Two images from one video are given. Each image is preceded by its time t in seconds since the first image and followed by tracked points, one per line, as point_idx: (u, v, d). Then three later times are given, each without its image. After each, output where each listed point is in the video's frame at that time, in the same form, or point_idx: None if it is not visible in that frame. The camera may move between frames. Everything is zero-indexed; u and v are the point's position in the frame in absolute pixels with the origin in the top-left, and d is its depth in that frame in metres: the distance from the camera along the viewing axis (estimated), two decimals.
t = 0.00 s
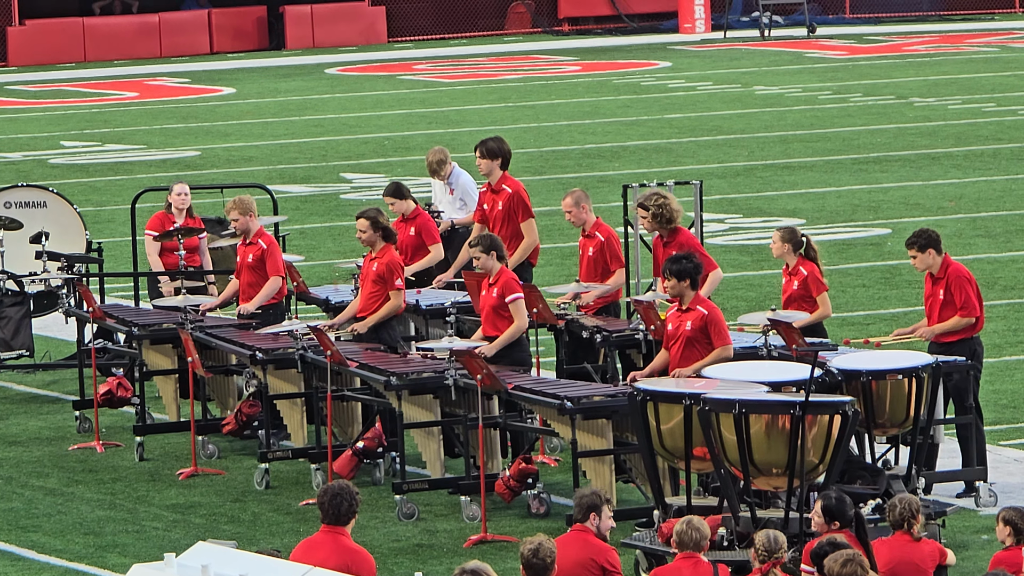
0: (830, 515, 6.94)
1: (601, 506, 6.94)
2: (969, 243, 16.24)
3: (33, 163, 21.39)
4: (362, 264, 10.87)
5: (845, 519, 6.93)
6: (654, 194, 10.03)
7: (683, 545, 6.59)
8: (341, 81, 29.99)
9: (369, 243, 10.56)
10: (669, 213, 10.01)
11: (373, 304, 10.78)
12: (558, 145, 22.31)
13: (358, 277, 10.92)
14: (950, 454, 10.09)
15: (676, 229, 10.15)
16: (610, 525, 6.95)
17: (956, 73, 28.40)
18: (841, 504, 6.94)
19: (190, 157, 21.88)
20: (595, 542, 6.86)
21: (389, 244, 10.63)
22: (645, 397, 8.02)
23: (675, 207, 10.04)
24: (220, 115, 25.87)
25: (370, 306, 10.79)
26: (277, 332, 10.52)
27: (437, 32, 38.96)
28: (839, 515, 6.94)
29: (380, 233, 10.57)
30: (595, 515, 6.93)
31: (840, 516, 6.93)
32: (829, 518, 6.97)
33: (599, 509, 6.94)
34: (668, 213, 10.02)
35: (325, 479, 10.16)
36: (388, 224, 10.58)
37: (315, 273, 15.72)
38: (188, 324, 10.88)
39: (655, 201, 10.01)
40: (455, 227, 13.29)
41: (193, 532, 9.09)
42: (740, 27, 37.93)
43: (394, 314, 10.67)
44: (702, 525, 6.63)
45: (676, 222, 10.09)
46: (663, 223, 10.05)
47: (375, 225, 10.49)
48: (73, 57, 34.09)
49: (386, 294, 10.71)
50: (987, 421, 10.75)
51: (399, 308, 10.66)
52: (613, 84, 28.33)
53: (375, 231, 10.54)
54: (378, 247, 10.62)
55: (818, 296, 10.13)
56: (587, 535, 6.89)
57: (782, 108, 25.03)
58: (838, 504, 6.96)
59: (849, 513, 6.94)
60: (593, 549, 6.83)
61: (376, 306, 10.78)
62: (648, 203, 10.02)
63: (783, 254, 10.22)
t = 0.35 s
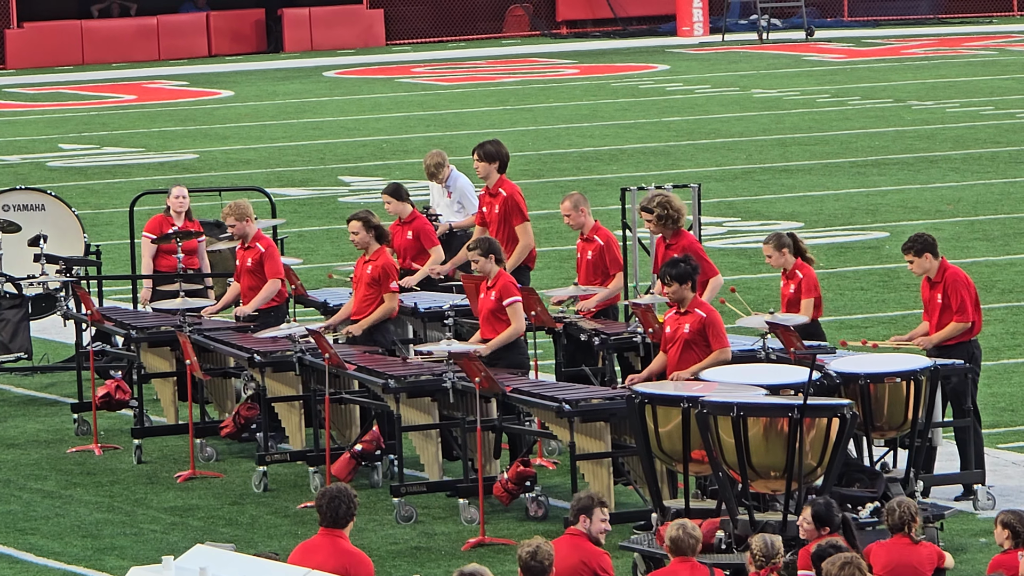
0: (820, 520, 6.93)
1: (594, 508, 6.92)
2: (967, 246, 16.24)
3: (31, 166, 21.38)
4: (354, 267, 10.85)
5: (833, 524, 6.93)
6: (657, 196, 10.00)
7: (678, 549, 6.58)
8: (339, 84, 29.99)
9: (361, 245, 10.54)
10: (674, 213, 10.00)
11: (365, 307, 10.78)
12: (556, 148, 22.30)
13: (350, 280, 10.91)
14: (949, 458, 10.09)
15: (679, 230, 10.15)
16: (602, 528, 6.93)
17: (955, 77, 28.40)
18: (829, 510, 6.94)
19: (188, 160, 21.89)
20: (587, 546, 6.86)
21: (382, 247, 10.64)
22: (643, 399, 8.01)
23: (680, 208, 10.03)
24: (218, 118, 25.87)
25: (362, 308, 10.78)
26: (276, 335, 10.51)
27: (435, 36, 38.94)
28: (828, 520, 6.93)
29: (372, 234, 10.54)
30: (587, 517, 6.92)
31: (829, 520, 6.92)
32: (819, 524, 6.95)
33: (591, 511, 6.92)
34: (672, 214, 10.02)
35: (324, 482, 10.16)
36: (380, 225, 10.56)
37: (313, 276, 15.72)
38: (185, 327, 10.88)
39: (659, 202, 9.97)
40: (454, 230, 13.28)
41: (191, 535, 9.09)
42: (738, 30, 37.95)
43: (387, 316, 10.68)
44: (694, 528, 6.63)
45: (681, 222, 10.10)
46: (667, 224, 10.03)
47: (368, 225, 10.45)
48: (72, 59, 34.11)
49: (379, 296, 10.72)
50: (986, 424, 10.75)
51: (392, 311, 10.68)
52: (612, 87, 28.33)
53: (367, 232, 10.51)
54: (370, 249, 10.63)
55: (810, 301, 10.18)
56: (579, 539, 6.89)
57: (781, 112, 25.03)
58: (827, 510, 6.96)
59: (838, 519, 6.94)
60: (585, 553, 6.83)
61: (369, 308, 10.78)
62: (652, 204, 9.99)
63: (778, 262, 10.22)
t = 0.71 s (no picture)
0: (811, 523, 6.96)
1: (594, 513, 6.92)
2: (965, 248, 16.25)
3: (28, 168, 21.37)
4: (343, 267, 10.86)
5: (825, 527, 6.96)
6: (656, 199, 10.03)
7: (669, 553, 6.58)
8: (337, 86, 29.99)
9: (350, 246, 10.58)
10: (673, 217, 10.01)
11: (350, 308, 10.79)
12: (554, 151, 22.31)
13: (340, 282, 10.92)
14: (947, 459, 10.10)
15: (678, 233, 10.14)
16: (602, 533, 6.93)
17: (952, 79, 28.43)
18: (821, 513, 6.97)
19: (186, 162, 21.89)
20: (584, 552, 6.86)
21: (371, 248, 10.64)
22: (641, 402, 8.01)
23: (679, 211, 10.04)
24: (216, 120, 25.86)
25: (347, 310, 10.78)
26: (273, 337, 10.52)
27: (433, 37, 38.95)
28: (820, 523, 6.96)
29: (361, 234, 10.58)
30: (586, 521, 6.92)
31: (821, 523, 6.95)
32: (811, 527, 6.98)
33: (591, 516, 6.92)
34: (669, 218, 10.01)
35: (321, 484, 10.17)
36: (369, 227, 10.60)
37: (311, 278, 15.72)
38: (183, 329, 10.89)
39: (657, 204, 10.00)
40: (451, 232, 13.30)
41: (189, 537, 9.09)
42: (736, 32, 37.98)
43: (365, 318, 10.66)
44: (684, 531, 6.62)
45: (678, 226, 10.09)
46: (665, 227, 10.04)
47: (357, 226, 10.53)
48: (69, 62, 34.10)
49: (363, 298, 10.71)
50: (983, 426, 10.75)
51: (371, 313, 10.66)
52: (609, 89, 28.34)
53: (356, 233, 10.56)
54: (359, 250, 10.64)
55: (794, 302, 10.27)
56: (576, 543, 6.89)
57: (778, 114, 25.04)
58: (819, 514, 6.98)
59: (829, 522, 6.97)
60: (581, 558, 6.84)
61: (354, 310, 10.78)
62: (649, 208, 10.01)
63: (764, 263, 10.30)
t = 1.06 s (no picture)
0: (810, 524, 6.98)
1: (598, 516, 6.90)
2: (964, 251, 16.25)
3: (28, 169, 21.36)
4: (336, 268, 10.85)
5: (825, 527, 6.98)
6: (655, 198, 10.09)
7: (668, 556, 6.58)
8: (337, 87, 29.98)
9: (342, 247, 10.60)
10: (671, 218, 10.05)
11: (345, 309, 10.76)
12: (554, 153, 22.31)
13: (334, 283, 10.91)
14: (947, 462, 10.10)
15: (675, 233, 10.18)
16: (606, 536, 6.92)
17: (952, 82, 28.43)
18: (820, 514, 6.99)
19: (186, 164, 21.88)
20: (586, 555, 6.87)
21: (363, 249, 10.65)
22: (641, 404, 8.00)
23: (677, 212, 10.08)
24: (216, 122, 25.86)
25: (342, 311, 10.78)
26: (272, 339, 10.53)
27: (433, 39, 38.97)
28: (819, 523, 6.98)
29: (353, 235, 10.60)
30: (591, 525, 6.90)
31: (821, 523, 6.96)
32: (810, 528, 7.00)
33: (595, 519, 6.91)
34: (666, 218, 10.05)
35: (320, 486, 10.17)
36: (359, 227, 10.63)
37: (311, 280, 15.72)
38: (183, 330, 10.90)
39: (655, 204, 10.05)
40: (451, 234, 13.30)
41: (188, 539, 9.09)
42: (736, 34, 37.99)
43: (361, 320, 10.67)
44: (684, 534, 6.62)
45: (675, 228, 10.14)
46: (662, 228, 10.09)
47: (348, 228, 10.56)
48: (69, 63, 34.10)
49: (358, 299, 10.70)
50: (983, 429, 10.75)
51: (367, 314, 10.66)
52: (609, 91, 28.35)
53: (347, 233, 10.58)
54: (352, 252, 10.64)
55: (789, 303, 10.23)
56: (579, 546, 6.89)
57: (778, 116, 25.04)
58: (818, 514, 7.00)
59: (830, 522, 6.98)
60: (583, 562, 6.84)
61: (349, 310, 10.76)
62: (648, 206, 10.07)
63: (759, 262, 10.31)
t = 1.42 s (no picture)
0: (810, 526, 7.03)
1: (598, 520, 6.93)
2: (964, 256, 16.26)
3: (29, 172, 21.37)
4: (333, 274, 10.87)
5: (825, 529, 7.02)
6: (654, 201, 10.06)
7: (675, 559, 6.60)
8: (338, 91, 30.00)
9: (340, 251, 10.61)
10: (668, 220, 10.06)
11: (343, 314, 10.77)
12: (555, 157, 22.32)
13: (331, 289, 10.91)
14: (946, 467, 10.11)
15: (671, 236, 10.23)
16: (605, 540, 6.95)
17: (953, 87, 28.42)
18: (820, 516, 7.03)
19: (187, 167, 21.90)
20: (587, 559, 6.86)
21: (362, 253, 10.66)
22: (641, 408, 8.01)
23: (675, 215, 10.08)
24: (216, 125, 25.87)
25: (340, 315, 10.77)
26: (272, 343, 10.54)
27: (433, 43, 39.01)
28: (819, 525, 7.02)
29: (350, 240, 10.61)
30: (591, 529, 6.93)
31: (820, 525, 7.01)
32: (810, 530, 7.04)
33: (596, 523, 6.93)
34: (662, 220, 10.06)
35: (320, 489, 10.17)
36: (357, 232, 10.64)
37: (311, 284, 15.73)
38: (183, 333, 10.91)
39: (655, 207, 10.03)
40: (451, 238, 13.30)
41: (188, 542, 9.09)
42: (737, 38, 38.01)
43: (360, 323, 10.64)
44: (692, 538, 6.65)
45: (671, 231, 10.16)
46: (660, 230, 10.10)
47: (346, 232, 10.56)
48: (70, 66, 34.11)
49: (356, 304, 10.70)
50: (983, 435, 10.75)
51: (365, 319, 10.64)
52: (610, 96, 28.36)
53: (345, 238, 10.59)
54: (350, 256, 10.65)
55: (791, 309, 10.25)
56: (578, 550, 6.88)
57: (779, 121, 25.04)
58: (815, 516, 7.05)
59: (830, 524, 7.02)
60: (584, 566, 6.84)
61: (347, 315, 10.76)
62: (645, 209, 10.05)
63: (763, 266, 10.31)
